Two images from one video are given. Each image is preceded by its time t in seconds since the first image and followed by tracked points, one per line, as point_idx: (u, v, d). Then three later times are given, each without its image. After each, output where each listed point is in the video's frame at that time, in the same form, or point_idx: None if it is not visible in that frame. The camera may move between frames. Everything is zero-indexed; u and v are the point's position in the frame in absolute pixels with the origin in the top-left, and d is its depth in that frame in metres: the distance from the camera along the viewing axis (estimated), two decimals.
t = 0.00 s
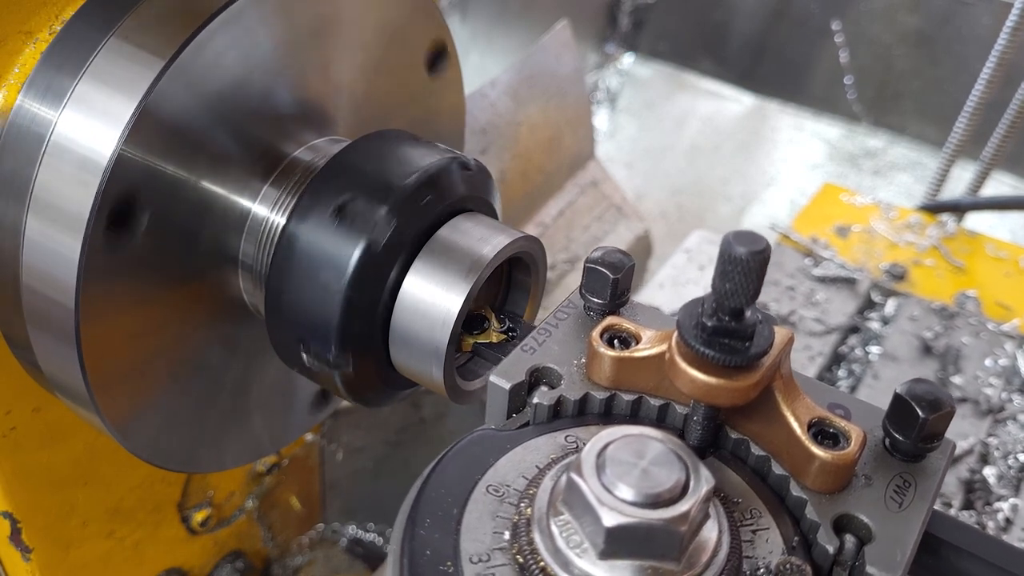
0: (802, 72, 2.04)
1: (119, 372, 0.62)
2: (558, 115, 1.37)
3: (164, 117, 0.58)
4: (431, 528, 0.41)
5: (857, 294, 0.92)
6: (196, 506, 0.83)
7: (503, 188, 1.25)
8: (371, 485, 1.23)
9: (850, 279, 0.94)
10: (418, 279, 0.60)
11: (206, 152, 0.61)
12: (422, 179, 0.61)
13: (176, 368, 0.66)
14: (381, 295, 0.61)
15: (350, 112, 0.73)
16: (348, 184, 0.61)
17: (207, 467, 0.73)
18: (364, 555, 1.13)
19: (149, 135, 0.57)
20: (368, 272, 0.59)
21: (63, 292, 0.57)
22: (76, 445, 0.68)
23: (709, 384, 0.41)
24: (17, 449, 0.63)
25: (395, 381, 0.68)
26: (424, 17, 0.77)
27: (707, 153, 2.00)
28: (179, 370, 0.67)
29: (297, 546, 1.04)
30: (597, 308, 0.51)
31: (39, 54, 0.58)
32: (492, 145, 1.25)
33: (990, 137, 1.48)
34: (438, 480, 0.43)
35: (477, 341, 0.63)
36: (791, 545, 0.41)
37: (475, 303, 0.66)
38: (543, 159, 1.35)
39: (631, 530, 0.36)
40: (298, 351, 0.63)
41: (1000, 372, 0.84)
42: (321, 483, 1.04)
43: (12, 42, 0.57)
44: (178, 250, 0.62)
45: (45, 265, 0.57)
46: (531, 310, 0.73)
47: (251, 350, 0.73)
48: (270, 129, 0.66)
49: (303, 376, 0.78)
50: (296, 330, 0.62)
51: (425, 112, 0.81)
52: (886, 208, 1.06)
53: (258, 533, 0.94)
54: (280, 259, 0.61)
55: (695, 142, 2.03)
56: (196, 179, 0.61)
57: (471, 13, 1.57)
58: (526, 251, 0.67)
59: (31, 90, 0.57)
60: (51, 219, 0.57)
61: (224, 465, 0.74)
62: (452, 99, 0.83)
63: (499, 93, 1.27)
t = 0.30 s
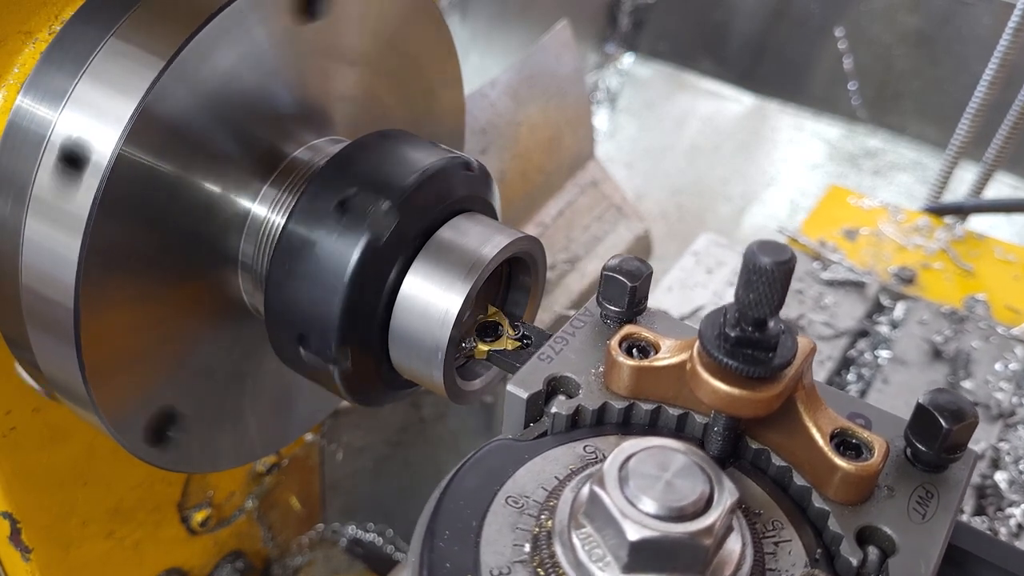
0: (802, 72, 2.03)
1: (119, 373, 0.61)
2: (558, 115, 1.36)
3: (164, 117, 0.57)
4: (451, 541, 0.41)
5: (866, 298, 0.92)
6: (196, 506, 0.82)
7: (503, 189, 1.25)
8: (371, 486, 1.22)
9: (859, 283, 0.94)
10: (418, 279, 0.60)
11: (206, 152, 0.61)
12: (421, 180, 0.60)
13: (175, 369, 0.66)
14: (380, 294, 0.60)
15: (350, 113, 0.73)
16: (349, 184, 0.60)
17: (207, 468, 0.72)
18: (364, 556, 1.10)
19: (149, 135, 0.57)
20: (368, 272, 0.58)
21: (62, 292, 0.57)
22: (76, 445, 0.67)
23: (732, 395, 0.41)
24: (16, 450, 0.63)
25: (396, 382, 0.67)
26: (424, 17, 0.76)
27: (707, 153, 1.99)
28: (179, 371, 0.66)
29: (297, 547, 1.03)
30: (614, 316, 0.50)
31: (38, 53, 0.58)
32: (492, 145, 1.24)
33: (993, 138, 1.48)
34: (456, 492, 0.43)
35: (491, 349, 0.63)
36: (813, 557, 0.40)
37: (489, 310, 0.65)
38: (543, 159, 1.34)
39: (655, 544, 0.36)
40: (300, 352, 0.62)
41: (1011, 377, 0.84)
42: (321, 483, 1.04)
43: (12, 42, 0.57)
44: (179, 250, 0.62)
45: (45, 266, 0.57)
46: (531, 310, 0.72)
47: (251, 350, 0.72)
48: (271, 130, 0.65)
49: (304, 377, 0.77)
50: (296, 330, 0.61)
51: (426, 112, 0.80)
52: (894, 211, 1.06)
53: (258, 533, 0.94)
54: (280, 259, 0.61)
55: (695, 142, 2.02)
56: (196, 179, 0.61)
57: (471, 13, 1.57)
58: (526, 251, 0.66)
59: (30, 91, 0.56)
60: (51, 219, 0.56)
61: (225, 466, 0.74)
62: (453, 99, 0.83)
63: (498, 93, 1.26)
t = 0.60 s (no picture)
0: (802, 72, 2.03)
1: (119, 373, 0.61)
2: (558, 115, 1.36)
3: (164, 116, 0.57)
4: (458, 548, 0.41)
5: (870, 300, 0.92)
6: (196, 506, 0.82)
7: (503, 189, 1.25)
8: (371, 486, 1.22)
9: (863, 285, 0.94)
10: (418, 279, 0.59)
11: (206, 153, 0.60)
12: (421, 180, 0.60)
13: (175, 370, 0.65)
14: (381, 294, 0.60)
15: (350, 114, 0.72)
16: (349, 184, 0.60)
17: (207, 469, 0.72)
18: (364, 556, 1.10)
19: (149, 135, 0.56)
20: (366, 273, 0.58)
21: (62, 292, 0.56)
22: (76, 445, 0.67)
23: (741, 402, 0.41)
24: (17, 450, 0.63)
25: (396, 381, 0.67)
26: (424, 16, 0.76)
27: (707, 153, 1.99)
28: (178, 371, 0.66)
29: (297, 546, 1.03)
30: (621, 321, 0.50)
31: (39, 54, 0.57)
32: (492, 145, 1.24)
33: (994, 139, 1.48)
34: (464, 498, 0.43)
35: (496, 354, 0.62)
36: (824, 564, 0.40)
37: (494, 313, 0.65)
38: (543, 159, 1.34)
39: (666, 552, 0.36)
40: (300, 352, 0.62)
41: (1015, 379, 0.83)
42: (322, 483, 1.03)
43: (12, 42, 0.56)
44: (178, 250, 0.61)
45: (45, 266, 0.56)
46: (531, 309, 0.72)
47: (251, 350, 0.72)
48: (271, 129, 0.65)
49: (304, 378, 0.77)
50: (297, 330, 0.61)
51: (426, 112, 0.80)
52: (897, 213, 1.06)
53: (258, 533, 0.93)
54: (280, 260, 0.61)
55: (695, 142, 2.02)
56: (196, 179, 0.61)
57: (471, 13, 1.56)
58: (526, 251, 0.66)
59: (31, 91, 0.56)
60: (51, 219, 0.56)
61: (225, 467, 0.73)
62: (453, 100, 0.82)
63: (498, 93, 1.26)
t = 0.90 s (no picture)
0: (802, 72, 2.03)
1: (119, 374, 0.61)
2: (558, 115, 1.36)
3: (164, 117, 0.57)
4: (454, 551, 0.41)
5: (868, 301, 0.92)
6: (196, 506, 0.82)
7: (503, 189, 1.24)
8: (371, 486, 1.22)
9: (862, 286, 0.93)
10: (418, 279, 0.60)
11: (206, 153, 0.60)
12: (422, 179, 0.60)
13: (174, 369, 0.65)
14: (381, 294, 0.59)
15: (351, 114, 0.72)
16: (350, 184, 0.60)
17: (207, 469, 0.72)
18: (365, 556, 1.10)
19: (149, 134, 0.56)
20: (368, 273, 0.58)
21: (62, 292, 0.56)
22: (76, 445, 0.67)
23: (737, 404, 0.40)
24: (16, 450, 0.62)
25: (397, 382, 0.67)
26: (424, 16, 0.76)
27: (707, 153, 1.99)
28: (178, 371, 0.66)
29: (297, 547, 1.03)
30: (617, 323, 0.50)
31: (39, 54, 0.57)
32: (492, 145, 1.24)
33: (993, 140, 1.47)
34: (459, 500, 0.43)
35: (493, 355, 0.62)
36: (820, 566, 0.40)
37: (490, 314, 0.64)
38: (543, 159, 1.34)
39: (661, 554, 0.35)
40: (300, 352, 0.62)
41: (1014, 380, 0.83)
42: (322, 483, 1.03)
43: (12, 42, 0.57)
44: (178, 249, 0.61)
45: (45, 266, 0.56)
46: (531, 310, 0.72)
47: (251, 350, 0.72)
48: (271, 129, 0.65)
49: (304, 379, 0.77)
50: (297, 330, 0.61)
51: (426, 113, 0.80)
52: (896, 213, 1.06)
53: (258, 533, 0.93)
54: (281, 260, 0.60)
55: (695, 142, 2.02)
56: (197, 179, 0.60)
57: (471, 13, 1.56)
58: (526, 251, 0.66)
59: (30, 90, 0.56)
60: (51, 219, 0.56)
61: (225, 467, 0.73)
62: (453, 100, 0.82)
63: (498, 93, 1.26)
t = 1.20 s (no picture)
0: (802, 72, 2.03)
1: (119, 373, 0.61)
2: (558, 115, 1.36)
3: (164, 117, 0.57)
4: (447, 547, 0.41)
5: (865, 300, 0.92)
6: (196, 506, 0.82)
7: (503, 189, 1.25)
8: (371, 486, 1.22)
9: (859, 285, 0.93)
10: (418, 279, 0.59)
11: (206, 153, 0.60)
12: (423, 179, 0.60)
13: (174, 369, 0.65)
14: (381, 294, 0.59)
15: (350, 114, 0.72)
16: (350, 185, 0.60)
17: (207, 468, 0.72)
18: (364, 555, 1.11)
19: (149, 134, 0.56)
20: (368, 272, 0.58)
21: (62, 292, 0.57)
22: (76, 446, 0.67)
23: (730, 400, 0.41)
24: (16, 450, 0.63)
25: (396, 382, 0.67)
26: (424, 16, 0.76)
27: (707, 153, 1.99)
28: (178, 372, 0.66)
29: (297, 547, 1.03)
30: (612, 320, 0.50)
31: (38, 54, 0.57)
32: (492, 145, 1.24)
33: (992, 139, 1.47)
34: (454, 497, 0.43)
35: (489, 353, 0.62)
36: (813, 563, 0.40)
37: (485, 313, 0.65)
38: (543, 159, 1.34)
39: (653, 551, 0.36)
40: (300, 352, 0.62)
41: (1011, 379, 0.83)
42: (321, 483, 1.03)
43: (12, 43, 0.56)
44: (178, 250, 0.61)
45: (45, 266, 0.57)
46: (530, 310, 0.72)
47: (251, 351, 0.72)
48: (271, 129, 0.65)
49: (303, 378, 0.77)
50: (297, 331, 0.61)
51: (426, 113, 0.80)
52: (894, 213, 1.06)
53: (258, 533, 0.93)
54: (280, 260, 0.61)
55: (695, 142, 2.02)
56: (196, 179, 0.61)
57: (471, 13, 1.56)
58: (526, 251, 0.66)
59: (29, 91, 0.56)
60: (52, 219, 0.56)
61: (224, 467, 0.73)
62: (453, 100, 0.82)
63: (498, 93, 1.26)
